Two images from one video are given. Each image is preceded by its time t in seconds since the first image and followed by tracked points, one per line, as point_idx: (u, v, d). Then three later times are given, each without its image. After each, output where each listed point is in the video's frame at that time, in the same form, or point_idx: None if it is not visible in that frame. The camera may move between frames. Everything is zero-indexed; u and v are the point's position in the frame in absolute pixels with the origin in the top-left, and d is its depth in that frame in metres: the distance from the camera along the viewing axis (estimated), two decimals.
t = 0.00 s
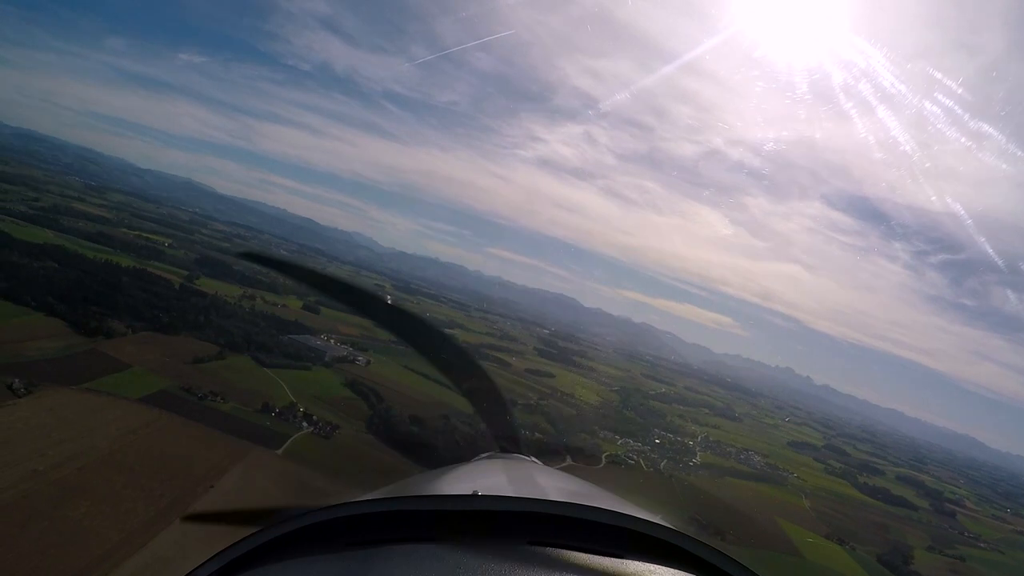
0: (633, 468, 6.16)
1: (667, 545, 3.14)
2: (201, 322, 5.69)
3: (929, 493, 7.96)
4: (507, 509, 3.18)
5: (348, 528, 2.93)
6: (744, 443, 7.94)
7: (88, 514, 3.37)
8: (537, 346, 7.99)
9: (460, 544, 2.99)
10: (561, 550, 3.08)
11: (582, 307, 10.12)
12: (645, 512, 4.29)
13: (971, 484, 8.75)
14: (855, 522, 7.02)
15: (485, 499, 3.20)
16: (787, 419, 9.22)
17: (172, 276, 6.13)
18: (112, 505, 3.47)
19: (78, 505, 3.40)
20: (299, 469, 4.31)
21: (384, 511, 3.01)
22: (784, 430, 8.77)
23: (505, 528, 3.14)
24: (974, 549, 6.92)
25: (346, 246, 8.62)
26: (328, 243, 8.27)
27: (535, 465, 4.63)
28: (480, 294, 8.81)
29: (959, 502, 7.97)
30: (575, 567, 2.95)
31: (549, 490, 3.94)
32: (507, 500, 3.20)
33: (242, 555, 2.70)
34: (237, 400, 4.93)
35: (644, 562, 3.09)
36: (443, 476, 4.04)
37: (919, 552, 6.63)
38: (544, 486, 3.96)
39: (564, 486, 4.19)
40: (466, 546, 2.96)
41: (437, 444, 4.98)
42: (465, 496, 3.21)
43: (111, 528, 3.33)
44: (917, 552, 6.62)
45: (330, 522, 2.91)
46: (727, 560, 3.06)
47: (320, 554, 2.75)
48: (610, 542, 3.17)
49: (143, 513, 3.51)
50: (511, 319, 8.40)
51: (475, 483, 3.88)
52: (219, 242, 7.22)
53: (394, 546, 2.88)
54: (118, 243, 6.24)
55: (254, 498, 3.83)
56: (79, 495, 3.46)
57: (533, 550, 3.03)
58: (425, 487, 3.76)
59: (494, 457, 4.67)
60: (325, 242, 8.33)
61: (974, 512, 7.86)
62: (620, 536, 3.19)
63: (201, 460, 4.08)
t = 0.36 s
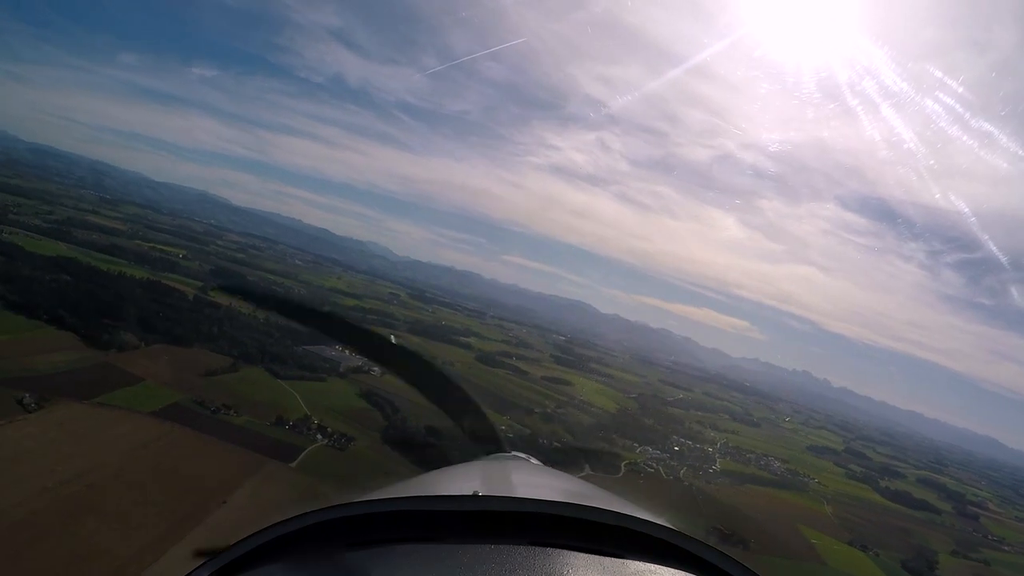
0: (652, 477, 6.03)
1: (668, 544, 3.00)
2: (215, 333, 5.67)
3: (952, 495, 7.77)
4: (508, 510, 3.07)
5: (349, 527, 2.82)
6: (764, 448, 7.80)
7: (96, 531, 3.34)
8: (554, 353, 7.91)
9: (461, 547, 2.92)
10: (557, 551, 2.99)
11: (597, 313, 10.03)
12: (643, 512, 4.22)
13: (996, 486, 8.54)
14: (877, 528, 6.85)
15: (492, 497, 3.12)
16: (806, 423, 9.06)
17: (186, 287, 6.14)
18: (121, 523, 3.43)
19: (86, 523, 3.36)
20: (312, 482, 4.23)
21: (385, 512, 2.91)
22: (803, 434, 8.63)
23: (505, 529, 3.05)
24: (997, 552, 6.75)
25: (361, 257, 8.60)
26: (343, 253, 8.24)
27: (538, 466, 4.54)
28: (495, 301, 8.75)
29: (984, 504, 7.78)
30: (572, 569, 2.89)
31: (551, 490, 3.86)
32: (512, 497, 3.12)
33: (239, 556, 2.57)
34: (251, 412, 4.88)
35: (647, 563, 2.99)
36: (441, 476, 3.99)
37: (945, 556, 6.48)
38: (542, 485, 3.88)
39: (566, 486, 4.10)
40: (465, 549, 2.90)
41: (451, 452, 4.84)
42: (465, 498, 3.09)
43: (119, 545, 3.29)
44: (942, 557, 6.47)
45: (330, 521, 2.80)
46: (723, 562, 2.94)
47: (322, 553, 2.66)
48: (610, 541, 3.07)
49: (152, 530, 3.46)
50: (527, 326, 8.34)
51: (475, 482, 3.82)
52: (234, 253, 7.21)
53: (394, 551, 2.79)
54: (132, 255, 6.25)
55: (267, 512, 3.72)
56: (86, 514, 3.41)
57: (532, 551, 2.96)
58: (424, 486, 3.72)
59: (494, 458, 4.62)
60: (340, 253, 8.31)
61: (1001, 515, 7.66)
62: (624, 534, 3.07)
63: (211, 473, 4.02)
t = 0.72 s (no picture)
0: (678, 480, 5.93)
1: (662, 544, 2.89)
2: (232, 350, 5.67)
3: (980, 485, 7.62)
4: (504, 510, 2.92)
5: (349, 528, 2.75)
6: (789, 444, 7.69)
7: (112, 552, 3.31)
8: (574, 357, 7.84)
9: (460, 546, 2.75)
10: (556, 550, 2.79)
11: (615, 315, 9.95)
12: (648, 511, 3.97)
13: None
14: (907, 523, 6.71)
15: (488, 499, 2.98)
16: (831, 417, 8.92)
17: (202, 305, 6.16)
18: (137, 545, 3.39)
19: (102, 548, 3.33)
20: (332, 493, 4.10)
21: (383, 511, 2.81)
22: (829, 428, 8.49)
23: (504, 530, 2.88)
24: None
25: (377, 267, 8.60)
26: (359, 264, 8.24)
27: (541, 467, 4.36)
28: (513, 306, 8.72)
29: (1014, 493, 7.64)
30: (572, 569, 2.68)
31: (547, 491, 3.65)
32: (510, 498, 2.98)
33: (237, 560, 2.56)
34: (271, 429, 4.84)
35: (643, 563, 2.84)
36: (437, 477, 3.81)
37: (975, 549, 6.37)
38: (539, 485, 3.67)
39: (565, 487, 3.92)
40: (466, 548, 2.72)
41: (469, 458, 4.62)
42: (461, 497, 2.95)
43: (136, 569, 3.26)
44: (973, 549, 6.36)
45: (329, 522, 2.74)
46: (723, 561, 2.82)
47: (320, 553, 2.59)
48: (606, 540, 2.91)
49: (170, 553, 3.42)
50: (545, 330, 8.29)
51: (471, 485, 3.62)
52: (249, 268, 7.21)
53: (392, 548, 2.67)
54: (147, 275, 6.30)
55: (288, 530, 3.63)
56: (102, 538, 3.39)
57: (531, 549, 2.76)
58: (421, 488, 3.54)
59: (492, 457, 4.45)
60: (355, 266, 8.32)
61: None
62: (619, 534, 2.93)
63: (229, 492, 3.95)
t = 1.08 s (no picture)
0: (707, 479, 5.84)
1: (672, 546, 2.45)
2: (254, 372, 5.69)
3: (1018, 467, 7.40)
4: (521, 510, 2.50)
5: (351, 528, 2.38)
6: (820, 435, 7.53)
7: None
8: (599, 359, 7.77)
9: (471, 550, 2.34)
10: (555, 551, 2.37)
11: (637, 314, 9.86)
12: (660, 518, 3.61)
13: None
14: (945, 509, 6.51)
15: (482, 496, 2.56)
16: (859, 407, 8.78)
17: (223, 328, 6.19)
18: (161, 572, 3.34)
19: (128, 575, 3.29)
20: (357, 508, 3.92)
21: (386, 511, 2.43)
22: (857, 416, 8.35)
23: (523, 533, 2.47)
24: None
25: (397, 280, 8.61)
26: (378, 278, 8.25)
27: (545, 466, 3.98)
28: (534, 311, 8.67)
29: None
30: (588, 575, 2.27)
31: (547, 491, 3.31)
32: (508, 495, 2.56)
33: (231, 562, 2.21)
34: (296, 449, 4.77)
35: (644, 562, 2.42)
36: (429, 478, 3.47)
37: (1018, 532, 6.15)
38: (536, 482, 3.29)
39: (565, 485, 3.50)
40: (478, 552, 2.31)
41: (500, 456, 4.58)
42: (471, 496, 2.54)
43: None
44: (1017, 534, 6.14)
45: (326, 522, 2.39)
46: (742, 567, 2.39)
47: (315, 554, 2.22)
48: (605, 540, 2.48)
49: None
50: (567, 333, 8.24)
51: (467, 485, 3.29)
52: (269, 289, 7.25)
53: (395, 551, 2.28)
54: (167, 301, 6.35)
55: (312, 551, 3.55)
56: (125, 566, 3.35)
57: (528, 552, 2.35)
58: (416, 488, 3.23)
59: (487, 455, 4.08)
60: (375, 280, 8.34)
61: None
62: (622, 534, 2.49)
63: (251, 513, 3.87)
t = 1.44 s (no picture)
0: (737, 472, 5.73)
1: (672, 546, 2.39)
2: (279, 388, 5.67)
3: None
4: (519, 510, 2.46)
5: (353, 527, 2.36)
6: (853, 419, 7.36)
7: None
8: (625, 353, 7.66)
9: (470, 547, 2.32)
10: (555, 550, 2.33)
11: (662, 306, 9.76)
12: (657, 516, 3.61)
13: None
14: (984, 486, 6.31)
15: (478, 499, 2.51)
16: (889, 386, 8.60)
17: (246, 346, 6.21)
18: None
19: None
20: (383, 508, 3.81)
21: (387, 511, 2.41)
22: (888, 397, 8.15)
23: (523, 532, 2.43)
24: None
25: (417, 287, 8.57)
26: (398, 286, 8.22)
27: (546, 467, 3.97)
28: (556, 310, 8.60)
29: None
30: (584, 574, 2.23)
31: (548, 490, 3.31)
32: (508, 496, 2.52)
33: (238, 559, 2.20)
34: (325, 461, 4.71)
35: (645, 562, 2.37)
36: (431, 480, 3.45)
37: None
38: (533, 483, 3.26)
39: (562, 485, 3.47)
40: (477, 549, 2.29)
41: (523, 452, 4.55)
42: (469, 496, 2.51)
43: None
44: None
45: (334, 521, 2.36)
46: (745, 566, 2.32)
47: (321, 553, 2.18)
48: (604, 540, 2.43)
49: None
50: (590, 330, 8.16)
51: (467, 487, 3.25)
52: (290, 305, 7.25)
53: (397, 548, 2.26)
54: (189, 323, 6.39)
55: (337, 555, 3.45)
56: None
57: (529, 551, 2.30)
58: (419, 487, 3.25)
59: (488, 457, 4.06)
60: (395, 289, 8.31)
61: None
62: (614, 534, 2.44)
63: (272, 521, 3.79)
